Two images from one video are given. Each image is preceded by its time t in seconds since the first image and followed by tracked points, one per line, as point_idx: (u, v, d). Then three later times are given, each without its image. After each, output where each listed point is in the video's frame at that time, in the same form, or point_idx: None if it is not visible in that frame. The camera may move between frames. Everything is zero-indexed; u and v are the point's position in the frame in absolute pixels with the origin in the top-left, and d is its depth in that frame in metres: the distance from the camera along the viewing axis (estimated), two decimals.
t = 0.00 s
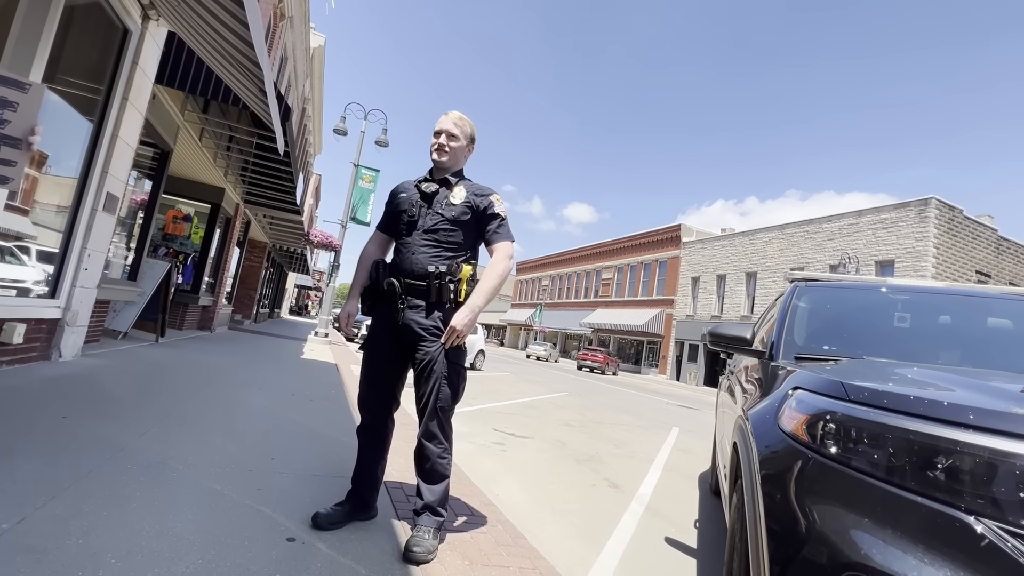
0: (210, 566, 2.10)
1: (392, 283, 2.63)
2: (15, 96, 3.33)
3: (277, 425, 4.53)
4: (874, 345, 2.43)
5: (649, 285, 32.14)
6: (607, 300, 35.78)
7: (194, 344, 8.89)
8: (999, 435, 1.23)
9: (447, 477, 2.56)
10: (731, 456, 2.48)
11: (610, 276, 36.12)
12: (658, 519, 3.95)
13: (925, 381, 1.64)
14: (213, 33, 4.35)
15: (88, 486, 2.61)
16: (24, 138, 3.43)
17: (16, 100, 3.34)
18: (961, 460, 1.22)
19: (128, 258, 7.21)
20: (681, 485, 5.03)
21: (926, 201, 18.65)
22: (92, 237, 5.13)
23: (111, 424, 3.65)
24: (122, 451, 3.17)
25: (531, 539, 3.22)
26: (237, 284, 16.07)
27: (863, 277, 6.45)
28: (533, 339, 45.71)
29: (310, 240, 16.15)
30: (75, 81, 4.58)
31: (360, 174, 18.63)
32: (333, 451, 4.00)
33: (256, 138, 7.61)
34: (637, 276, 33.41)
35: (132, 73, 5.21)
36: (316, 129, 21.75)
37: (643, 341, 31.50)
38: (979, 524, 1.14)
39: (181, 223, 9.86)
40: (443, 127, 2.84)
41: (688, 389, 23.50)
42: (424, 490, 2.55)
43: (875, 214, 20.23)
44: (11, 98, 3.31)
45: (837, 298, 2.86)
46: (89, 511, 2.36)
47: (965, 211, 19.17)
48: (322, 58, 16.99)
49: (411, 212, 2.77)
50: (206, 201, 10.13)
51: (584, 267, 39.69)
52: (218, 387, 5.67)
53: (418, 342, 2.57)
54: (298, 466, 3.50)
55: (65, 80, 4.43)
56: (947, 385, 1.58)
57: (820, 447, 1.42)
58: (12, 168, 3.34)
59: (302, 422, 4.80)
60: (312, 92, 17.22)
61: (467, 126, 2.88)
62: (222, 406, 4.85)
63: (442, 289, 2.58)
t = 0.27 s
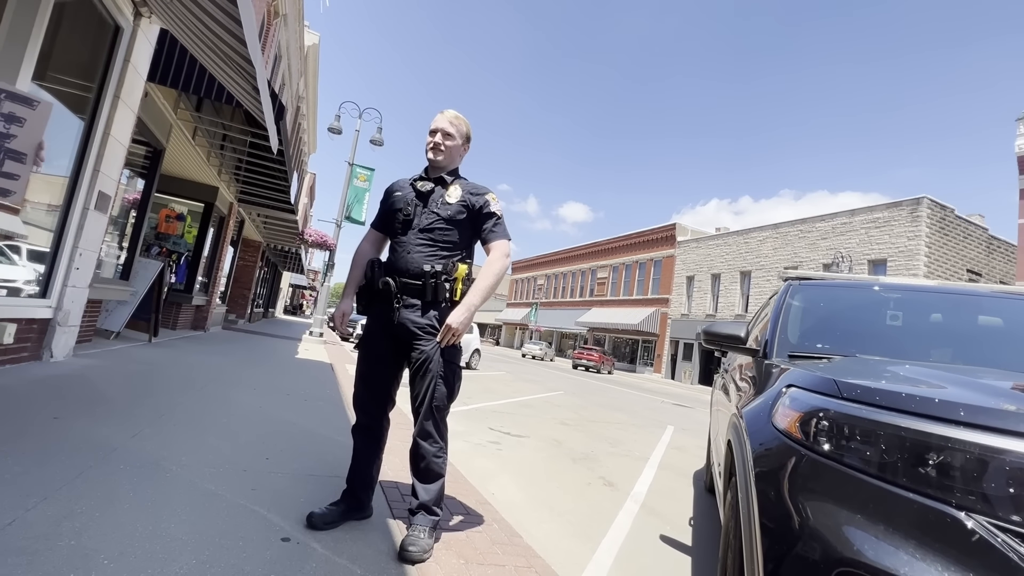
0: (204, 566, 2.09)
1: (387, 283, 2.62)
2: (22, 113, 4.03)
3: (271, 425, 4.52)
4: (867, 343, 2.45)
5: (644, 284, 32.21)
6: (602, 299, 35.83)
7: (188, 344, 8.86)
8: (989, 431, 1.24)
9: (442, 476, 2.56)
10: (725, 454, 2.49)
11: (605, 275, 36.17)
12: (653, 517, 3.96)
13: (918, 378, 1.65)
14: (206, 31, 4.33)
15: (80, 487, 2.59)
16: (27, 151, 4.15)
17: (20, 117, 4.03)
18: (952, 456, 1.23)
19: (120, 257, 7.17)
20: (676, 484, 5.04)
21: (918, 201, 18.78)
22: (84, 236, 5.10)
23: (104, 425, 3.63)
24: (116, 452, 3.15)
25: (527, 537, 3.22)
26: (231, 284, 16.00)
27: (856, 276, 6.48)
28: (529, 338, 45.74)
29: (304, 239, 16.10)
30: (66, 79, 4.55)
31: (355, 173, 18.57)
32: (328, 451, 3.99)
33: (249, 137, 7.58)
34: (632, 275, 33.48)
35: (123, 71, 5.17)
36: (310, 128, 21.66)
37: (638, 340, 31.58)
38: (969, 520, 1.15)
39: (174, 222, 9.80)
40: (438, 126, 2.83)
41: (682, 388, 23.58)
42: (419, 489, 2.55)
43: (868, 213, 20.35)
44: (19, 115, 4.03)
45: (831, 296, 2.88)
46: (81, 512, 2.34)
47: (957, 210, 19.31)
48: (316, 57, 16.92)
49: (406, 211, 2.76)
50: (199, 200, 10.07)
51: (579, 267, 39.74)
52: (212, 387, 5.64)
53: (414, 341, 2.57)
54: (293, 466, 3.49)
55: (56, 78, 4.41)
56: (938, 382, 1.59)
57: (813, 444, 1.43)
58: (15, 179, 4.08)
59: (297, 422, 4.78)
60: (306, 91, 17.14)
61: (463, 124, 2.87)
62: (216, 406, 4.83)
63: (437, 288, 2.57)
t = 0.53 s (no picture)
0: (200, 567, 2.08)
1: (384, 283, 2.62)
2: (31, 121, 4.17)
3: (266, 425, 4.50)
4: (861, 341, 2.46)
5: (640, 283, 32.27)
6: (598, 298, 35.87)
7: (182, 344, 8.82)
8: (981, 428, 1.25)
9: (438, 475, 2.56)
10: (720, 452, 2.50)
11: (601, 274, 36.21)
12: (649, 515, 3.97)
13: (911, 376, 1.66)
14: (199, 28, 4.30)
15: (74, 489, 2.58)
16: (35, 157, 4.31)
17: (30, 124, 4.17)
18: (944, 453, 1.24)
19: (113, 257, 7.14)
20: (672, 482, 5.06)
21: (911, 200, 18.89)
22: (76, 236, 5.06)
23: (97, 426, 3.60)
24: (109, 453, 3.13)
25: (524, 536, 3.23)
26: (226, 284, 15.92)
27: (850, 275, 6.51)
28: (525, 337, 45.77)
29: (300, 239, 16.05)
30: (58, 77, 4.52)
31: (350, 172, 18.51)
32: (324, 451, 3.98)
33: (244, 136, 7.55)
34: (628, 274, 33.53)
35: (116, 70, 5.14)
36: (305, 127, 21.58)
37: (634, 339, 31.63)
38: (961, 516, 1.16)
39: (168, 221, 9.75)
40: (435, 124, 2.83)
41: (678, 387, 23.62)
42: (415, 488, 2.55)
43: (862, 212, 20.46)
44: (31, 122, 4.19)
45: (825, 295, 2.89)
46: (75, 513, 2.33)
47: (950, 209, 19.44)
48: (311, 55, 16.85)
49: (402, 210, 2.75)
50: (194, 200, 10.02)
51: (575, 266, 39.77)
52: (206, 388, 5.62)
53: (410, 340, 2.57)
54: (288, 466, 3.48)
55: (48, 76, 4.38)
56: (931, 380, 1.60)
57: (807, 442, 1.44)
58: (24, 184, 4.25)
59: (293, 422, 4.77)
60: (301, 90, 17.07)
61: (459, 124, 2.87)
62: (211, 406, 4.81)
63: (434, 288, 2.57)
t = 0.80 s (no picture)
0: (197, 567, 2.08)
1: (381, 283, 2.62)
2: (50, 127, 4.05)
3: (263, 425, 4.49)
4: (856, 340, 2.47)
5: (637, 282, 32.31)
6: (595, 297, 35.90)
7: (179, 345, 8.79)
8: (974, 425, 1.26)
9: (436, 475, 2.57)
10: (716, 451, 2.51)
11: (598, 273, 36.25)
12: (646, 513, 3.98)
13: (906, 374, 1.67)
14: (194, 27, 4.29)
15: (70, 490, 2.57)
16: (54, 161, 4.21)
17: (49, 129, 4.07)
18: (938, 450, 1.25)
19: (109, 257, 7.12)
20: (670, 480, 5.07)
21: (907, 199, 18.96)
22: (71, 236, 5.04)
23: (94, 427, 3.60)
24: (105, 454, 3.12)
25: (522, 535, 3.23)
26: (222, 284, 15.89)
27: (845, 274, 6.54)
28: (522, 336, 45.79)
29: (296, 239, 16.01)
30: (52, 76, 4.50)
31: (347, 171, 18.48)
32: (321, 451, 3.98)
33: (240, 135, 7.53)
34: (625, 274, 33.57)
35: (111, 69, 5.11)
36: (301, 127, 21.54)
37: (631, 339, 31.66)
38: (954, 512, 1.17)
39: (163, 221, 9.72)
40: (431, 123, 2.83)
41: (676, 386, 23.66)
42: (413, 488, 2.55)
43: (858, 211, 20.53)
44: (47, 129, 4.06)
45: (821, 293, 2.90)
46: (71, 515, 2.32)
47: (945, 208, 19.52)
48: (307, 55, 16.81)
49: (399, 210, 2.75)
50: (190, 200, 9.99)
51: (572, 265, 39.79)
52: (203, 388, 5.60)
53: (408, 340, 2.57)
54: (286, 466, 3.48)
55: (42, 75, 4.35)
56: (926, 378, 1.61)
57: (802, 440, 1.44)
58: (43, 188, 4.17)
59: (290, 422, 4.76)
60: (297, 89, 17.04)
61: (456, 123, 2.87)
62: (207, 407, 4.79)
63: (432, 287, 2.57)
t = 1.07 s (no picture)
0: (197, 568, 2.09)
1: (379, 283, 2.63)
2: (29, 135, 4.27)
3: (262, 426, 4.50)
4: (854, 339, 2.48)
5: (636, 282, 32.33)
6: (594, 297, 35.92)
7: (177, 346, 8.79)
8: (971, 424, 1.27)
9: (434, 475, 2.57)
10: (715, 449, 2.52)
11: (597, 273, 36.26)
12: (645, 512, 3.99)
13: (903, 373, 1.67)
14: (191, 27, 4.28)
15: (69, 491, 2.57)
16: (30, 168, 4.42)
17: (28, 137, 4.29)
18: (934, 448, 1.25)
19: (107, 258, 7.11)
20: (669, 480, 5.08)
21: (904, 198, 18.99)
22: (70, 237, 5.04)
23: (93, 428, 3.59)
24: (104, 455, 3.12)
25: (521, 535, 3.24)
26: (221, 284, 15.88)
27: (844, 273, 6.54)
28: (521, 336, 45.78)
29: (295, 239, 16.01)
30: (49, 77, 4.50)
31: (346, 171, 18.47)
32: (321, 451, 3.99)
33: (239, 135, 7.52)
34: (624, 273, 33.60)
35: (109, 69, 5.11)
36: (300, 127, 21.53)
37: (630, 338, 31.69)
38: (950, 510, 1.17)
39: (161, 222, 9.71)
40: (423, 124, 2.84)
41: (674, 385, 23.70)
42: (412, 488, 2.55)
43: (856, 210, 20.56)
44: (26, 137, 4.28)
45: (819, 293, 2.91)
46: (70, 516, 2.32)
47: (943, 207, 19.55)
48: (305, 55, 16.80)
49: (397, 210, 2.76)
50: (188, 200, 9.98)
51: (571, 265, 39.80)
52: (202, 389, 5.60)
53: (404, 341, 2.57)
54: (286, 466, 3.48)
55: (40, 76, 4.37)
56: (923, 377, 1.62)
57: (800, 439, 1.45)
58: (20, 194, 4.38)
59: (289, 423, 4.76)
60: (296, 89, 17.04)
61: (449, 122, 2.87)
62: (206, 408, 4.80)
63: (428, 288, 2.58)
